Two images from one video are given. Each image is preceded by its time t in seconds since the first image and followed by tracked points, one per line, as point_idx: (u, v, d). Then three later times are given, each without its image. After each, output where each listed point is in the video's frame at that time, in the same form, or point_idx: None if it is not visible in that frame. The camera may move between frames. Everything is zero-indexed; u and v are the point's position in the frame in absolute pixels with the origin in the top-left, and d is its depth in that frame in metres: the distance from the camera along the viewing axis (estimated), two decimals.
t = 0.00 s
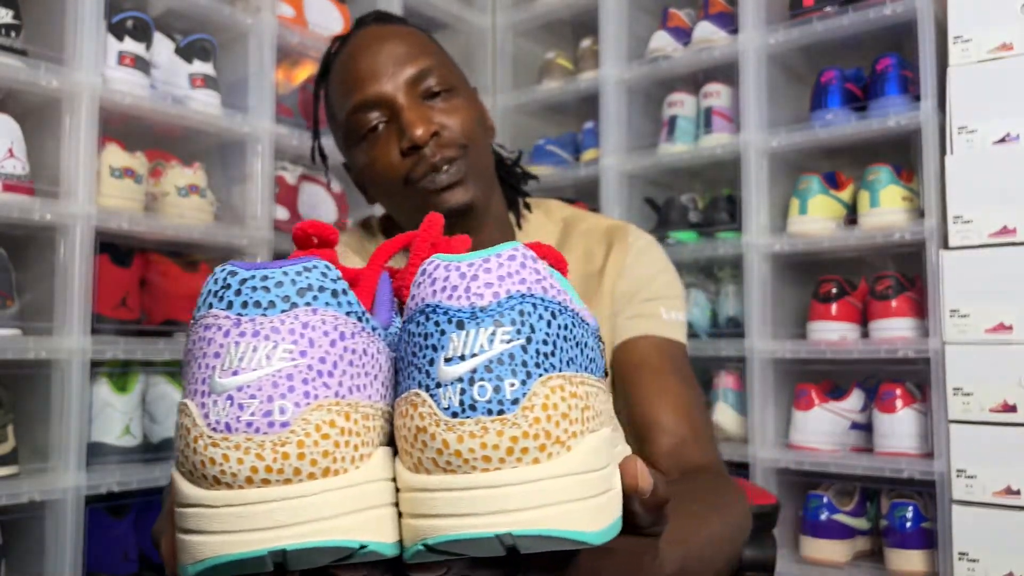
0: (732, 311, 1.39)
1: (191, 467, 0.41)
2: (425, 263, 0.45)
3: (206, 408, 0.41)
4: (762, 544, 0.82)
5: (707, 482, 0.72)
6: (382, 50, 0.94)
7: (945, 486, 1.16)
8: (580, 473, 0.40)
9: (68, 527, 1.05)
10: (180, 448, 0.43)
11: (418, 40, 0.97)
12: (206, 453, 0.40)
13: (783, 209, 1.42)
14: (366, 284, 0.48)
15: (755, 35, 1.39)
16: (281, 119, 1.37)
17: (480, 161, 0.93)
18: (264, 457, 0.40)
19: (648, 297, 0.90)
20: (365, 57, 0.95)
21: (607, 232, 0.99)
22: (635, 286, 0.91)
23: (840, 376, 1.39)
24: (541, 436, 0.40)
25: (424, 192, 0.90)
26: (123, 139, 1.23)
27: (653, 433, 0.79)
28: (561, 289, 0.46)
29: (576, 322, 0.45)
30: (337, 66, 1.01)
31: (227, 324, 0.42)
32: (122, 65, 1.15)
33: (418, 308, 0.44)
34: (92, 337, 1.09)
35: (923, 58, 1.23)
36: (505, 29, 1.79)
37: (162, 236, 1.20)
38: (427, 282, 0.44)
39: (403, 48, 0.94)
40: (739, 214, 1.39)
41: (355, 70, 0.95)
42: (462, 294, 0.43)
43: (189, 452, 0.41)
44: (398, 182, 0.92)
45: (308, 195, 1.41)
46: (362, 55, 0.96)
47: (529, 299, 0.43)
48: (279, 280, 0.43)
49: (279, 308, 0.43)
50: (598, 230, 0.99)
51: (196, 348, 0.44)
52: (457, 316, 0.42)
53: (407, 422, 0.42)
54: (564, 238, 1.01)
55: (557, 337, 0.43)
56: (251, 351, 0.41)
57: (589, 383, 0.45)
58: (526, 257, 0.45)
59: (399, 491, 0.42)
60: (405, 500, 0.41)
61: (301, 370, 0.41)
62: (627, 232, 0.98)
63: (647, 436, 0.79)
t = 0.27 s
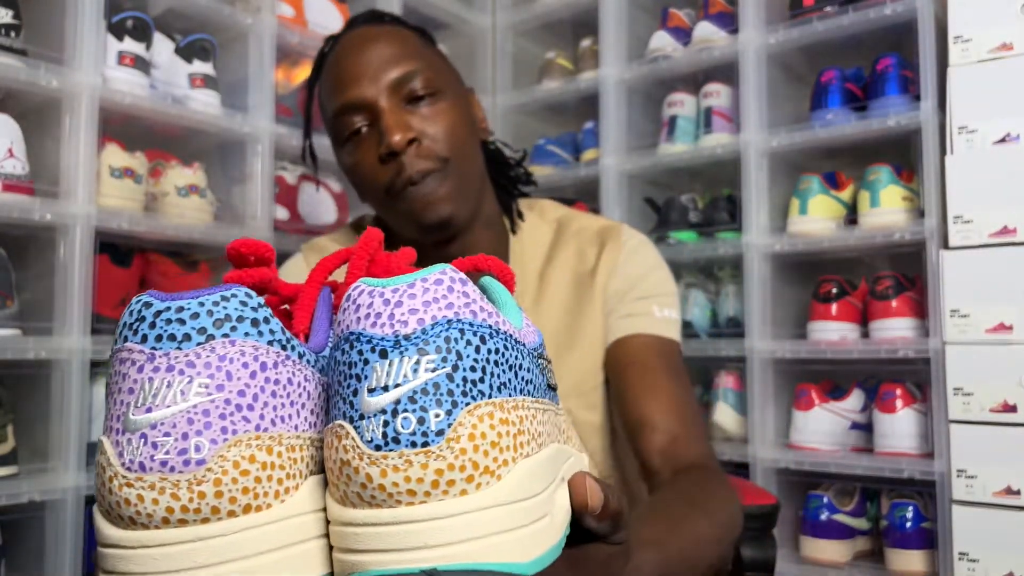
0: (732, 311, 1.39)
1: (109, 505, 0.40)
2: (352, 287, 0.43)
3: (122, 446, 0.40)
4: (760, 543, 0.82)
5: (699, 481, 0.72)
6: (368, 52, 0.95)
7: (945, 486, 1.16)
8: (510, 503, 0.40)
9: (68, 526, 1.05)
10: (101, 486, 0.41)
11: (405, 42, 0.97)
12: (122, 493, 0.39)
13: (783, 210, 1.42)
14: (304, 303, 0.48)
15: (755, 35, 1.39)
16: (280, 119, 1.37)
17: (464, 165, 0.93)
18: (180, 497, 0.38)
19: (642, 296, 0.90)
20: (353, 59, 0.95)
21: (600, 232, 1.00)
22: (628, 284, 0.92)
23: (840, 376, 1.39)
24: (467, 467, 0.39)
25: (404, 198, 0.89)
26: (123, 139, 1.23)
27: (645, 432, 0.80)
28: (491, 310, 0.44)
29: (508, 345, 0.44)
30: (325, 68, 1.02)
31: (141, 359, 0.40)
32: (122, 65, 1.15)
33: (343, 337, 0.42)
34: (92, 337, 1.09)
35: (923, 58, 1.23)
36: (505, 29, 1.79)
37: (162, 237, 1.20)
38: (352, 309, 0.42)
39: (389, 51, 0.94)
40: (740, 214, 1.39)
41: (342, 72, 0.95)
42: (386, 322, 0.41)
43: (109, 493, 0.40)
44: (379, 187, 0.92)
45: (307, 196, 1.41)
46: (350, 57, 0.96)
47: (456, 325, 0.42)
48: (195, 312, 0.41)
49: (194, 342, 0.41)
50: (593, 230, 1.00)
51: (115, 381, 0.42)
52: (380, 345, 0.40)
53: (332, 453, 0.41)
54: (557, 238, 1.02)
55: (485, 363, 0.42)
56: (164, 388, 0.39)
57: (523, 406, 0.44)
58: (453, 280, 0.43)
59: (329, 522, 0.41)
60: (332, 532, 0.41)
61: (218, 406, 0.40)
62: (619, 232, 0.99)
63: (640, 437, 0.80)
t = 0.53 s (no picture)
0: (732, 311, 1.39)
1: (100, 541, 0.40)
2: (341, 309, 0.43)
3: (111, 480, 0.40)
4: (759, 544, 0.82)
5: (695, 484, 0.72)
6: (363, 53, 0.95)
7: (945, 486, 1.17)
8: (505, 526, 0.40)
9: (69, 526, 1.05)
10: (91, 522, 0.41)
11: (400, 42, 0.97)
12: (113, 529, 0.39)
13: (783, 210, 1.42)
14: (287, 320, 0.48)
15: (755, 35, 1.39)
16: (281, 120, 1.37)
17: (462, 166, 0.93)
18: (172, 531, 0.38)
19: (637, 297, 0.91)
20: (350, 60, 0.95)
21: (597, 232, 1.00)
22: (625, 285, 0.92)
23: (840, 376, 1.39)
24: (460, 491, 0.39)
25: (401, 198, 0.89)
26: (124, 139, 1.23)
27: (641, 434, 0.80)
28: (483, 329, 0.44)
29: (499, 364, 0.44)
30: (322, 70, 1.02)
31: (125, 393, 0.40)
32: (122, 65, 1.15)
33: (334, 361, 0.42)
34: (92, 337, 1.09)
35: (923, 58, 1.23)
36: (505, 29, 1.79)
37: (162, 237, 1.20)
38: (342, 331, 0.42)
39: (384, 52, 0.95)
40: (740, 214, 1.39)
41: (338, 73, 0.96)
42: (377, 346, 0.41)
43: (99, 530, 0.40)
44: (376, 190, 0.92)
45: (308, 196, 1.41)
46: (346, 58, 0.96)
47: (447, 348, 0.42)
48: (178, 341, 0.41)
49: (179, 372, 0.40)
50: (589, 231, 1.00)
51: (100, 415, 0.41)
52: (371, 370, 0.40)
53: (324, 478, 0.41)
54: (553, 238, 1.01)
55: (477, 384, 0.42)
56: (151, 422, 0.39)
57: (515, 425, 0.44)
58: (444, 301, 0.43)
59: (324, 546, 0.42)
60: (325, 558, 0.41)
61: (205, 437, 0.40)
62: (617, 233, 0.99)
63: (635, 439, 0.80)
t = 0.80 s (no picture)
0: (731, 311, 1.39)
1: (108, 509, 0.40)
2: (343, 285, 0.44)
3: (120, 448, 0.40)
4: (760, 543, 0.82)
5: (694, 480, 0.72)
6: (359, 53, 0.95)
7: (945, 486, 1.17)
8: (518, 490, 0.39)
9: (69, 526, 1.05)
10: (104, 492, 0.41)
11: (398, 42, 0.97)
12: (121, 495, 0.39)
13: (783, 210, 1.42)
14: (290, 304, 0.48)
15: (755, 35, 1.39)
16: (281, 120, 1.37)
17: (459, 167, 0.93)
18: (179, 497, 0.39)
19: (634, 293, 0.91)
20: (345, 60, 0.95)
21: (594, 230, 1.00)
22: (622, 283, 0.92)
23: (840, 376, 1.39)
24: (469, 454, 0.39)
25: (397, 197, 0.89)
26: (123, 139, 1.23)
27: (640, 432, 0.80)
28: (484, 301, 0.45)
29: (502, 334, 0.44)
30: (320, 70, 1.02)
31: (137, 361, 0.41)
32: (122, 65, 1.15)
33: (340, 332, 0.42)
34: (93, 337, 1.09)
35: (923, 59, 1.23)
36: (505, 29, 1.79)
37: (163, 237, 1.20)
38: (346, 306, 0.43)
39: (380, 52, 0.95)
40: (739, 214, 1.39)
41: (334, 73, 0.96)
42: (380, 316, 0.42)
43: (110, 497, 0.40)
44: (373, 190, 0.92)
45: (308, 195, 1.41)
46: (342, 58, 0.96)
47: (450, 315, 0.42)
48: (190, 314, 0.42)
49: (191, 343, 0.41)
50: (585, 230, 1.00)
51: (114, 387, 0.42)
52: (376, 339, 0.40)
53: (334, 447, 0.41)
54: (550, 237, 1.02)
55: (481, 352, 0.42)
56: (160, 388, 0.40)
57: (521, 393, 0.44)
58: (444, 271, 0.44)
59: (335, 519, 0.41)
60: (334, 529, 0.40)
61: (214, 406, 0.40)
62: (614, 232, 0.99)
63: (634, 437, 0.80)
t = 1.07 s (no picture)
0: (731, 311, 1.39)
1: (126, 533, 0.40)
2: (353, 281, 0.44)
3: (137, 472, 0.40)
4: (760, 543, 0.82)
5: (698, 473, 0.72)
6: (359, 54, 0.95)
7: (945, 486, 1.17)
8: (534, 480, 0.39)
9: (69, 526, 1.05)
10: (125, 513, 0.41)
11: (397, 43, 0.97)
12: (141, 519, 0.39)
13: (782, 210, 1.42)
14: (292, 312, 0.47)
15: (755, 35, 1.39)
16: (281, 120, 1.37)
17: (454, 169, 0.93)
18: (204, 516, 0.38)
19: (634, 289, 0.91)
20: (343, 60, 0.95)
21: (592, 227, 1.00)
22: (622, 279, 0.92)
23: (840, 376, 1.39)
24: (484, 446, 0.39)
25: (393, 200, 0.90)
26: (123, 139, 1.23)
27: (643, 427, 0.79)
28: (493, 293, 0.45)
29: (511, 325, 0.44)
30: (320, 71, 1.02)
31: (150, 385, 0.40)
32: (122, 65, 1.15)
33: (352, 331, 0.42)
34: (93, 337, 1.09)
35: (923, 59, 1.23)
36: (505, 29, 1.79)
37: (163, 237, 1.20)
38: (358, 301, 0.43)
39: (380, 52, 0.94)
40: (739, 214, 1.39)
41: (332, 74, 0.95)
42: (393, 311, 0.41)
43: (132, 520, 0.39)
44: (370, 191, 0.92)
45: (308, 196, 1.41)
46: (340, 58, 0.96)
47: (461, 309, 0.42)
48: (201, 336, 0.41)
49: (203, 363, 0.40)
50: (584, 227, 1.00)
51: (127, 411, 0.41)
52: (389, 335, 0.40)
53: (350, 447, 0.41)
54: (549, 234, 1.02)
55: (493, 344, 0.42)
56: (177, 412, 0.39)
57: (531, 384, 0.44)
58: (455, 266, 0.44)
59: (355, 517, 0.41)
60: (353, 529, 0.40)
61: (231, 426, 0.39)
62: (612, 230, 0.99)
63: (637, 433, 0.80)
